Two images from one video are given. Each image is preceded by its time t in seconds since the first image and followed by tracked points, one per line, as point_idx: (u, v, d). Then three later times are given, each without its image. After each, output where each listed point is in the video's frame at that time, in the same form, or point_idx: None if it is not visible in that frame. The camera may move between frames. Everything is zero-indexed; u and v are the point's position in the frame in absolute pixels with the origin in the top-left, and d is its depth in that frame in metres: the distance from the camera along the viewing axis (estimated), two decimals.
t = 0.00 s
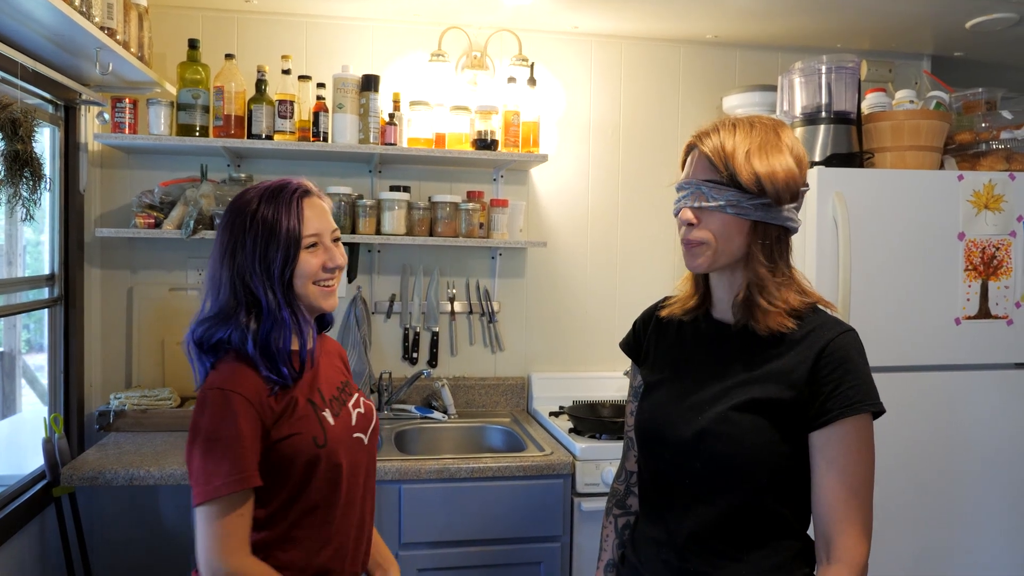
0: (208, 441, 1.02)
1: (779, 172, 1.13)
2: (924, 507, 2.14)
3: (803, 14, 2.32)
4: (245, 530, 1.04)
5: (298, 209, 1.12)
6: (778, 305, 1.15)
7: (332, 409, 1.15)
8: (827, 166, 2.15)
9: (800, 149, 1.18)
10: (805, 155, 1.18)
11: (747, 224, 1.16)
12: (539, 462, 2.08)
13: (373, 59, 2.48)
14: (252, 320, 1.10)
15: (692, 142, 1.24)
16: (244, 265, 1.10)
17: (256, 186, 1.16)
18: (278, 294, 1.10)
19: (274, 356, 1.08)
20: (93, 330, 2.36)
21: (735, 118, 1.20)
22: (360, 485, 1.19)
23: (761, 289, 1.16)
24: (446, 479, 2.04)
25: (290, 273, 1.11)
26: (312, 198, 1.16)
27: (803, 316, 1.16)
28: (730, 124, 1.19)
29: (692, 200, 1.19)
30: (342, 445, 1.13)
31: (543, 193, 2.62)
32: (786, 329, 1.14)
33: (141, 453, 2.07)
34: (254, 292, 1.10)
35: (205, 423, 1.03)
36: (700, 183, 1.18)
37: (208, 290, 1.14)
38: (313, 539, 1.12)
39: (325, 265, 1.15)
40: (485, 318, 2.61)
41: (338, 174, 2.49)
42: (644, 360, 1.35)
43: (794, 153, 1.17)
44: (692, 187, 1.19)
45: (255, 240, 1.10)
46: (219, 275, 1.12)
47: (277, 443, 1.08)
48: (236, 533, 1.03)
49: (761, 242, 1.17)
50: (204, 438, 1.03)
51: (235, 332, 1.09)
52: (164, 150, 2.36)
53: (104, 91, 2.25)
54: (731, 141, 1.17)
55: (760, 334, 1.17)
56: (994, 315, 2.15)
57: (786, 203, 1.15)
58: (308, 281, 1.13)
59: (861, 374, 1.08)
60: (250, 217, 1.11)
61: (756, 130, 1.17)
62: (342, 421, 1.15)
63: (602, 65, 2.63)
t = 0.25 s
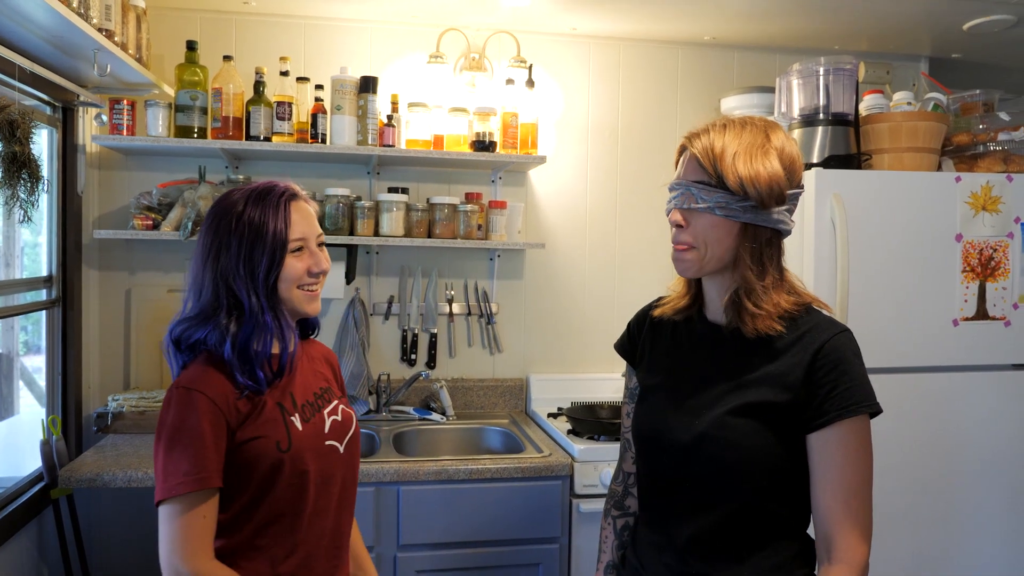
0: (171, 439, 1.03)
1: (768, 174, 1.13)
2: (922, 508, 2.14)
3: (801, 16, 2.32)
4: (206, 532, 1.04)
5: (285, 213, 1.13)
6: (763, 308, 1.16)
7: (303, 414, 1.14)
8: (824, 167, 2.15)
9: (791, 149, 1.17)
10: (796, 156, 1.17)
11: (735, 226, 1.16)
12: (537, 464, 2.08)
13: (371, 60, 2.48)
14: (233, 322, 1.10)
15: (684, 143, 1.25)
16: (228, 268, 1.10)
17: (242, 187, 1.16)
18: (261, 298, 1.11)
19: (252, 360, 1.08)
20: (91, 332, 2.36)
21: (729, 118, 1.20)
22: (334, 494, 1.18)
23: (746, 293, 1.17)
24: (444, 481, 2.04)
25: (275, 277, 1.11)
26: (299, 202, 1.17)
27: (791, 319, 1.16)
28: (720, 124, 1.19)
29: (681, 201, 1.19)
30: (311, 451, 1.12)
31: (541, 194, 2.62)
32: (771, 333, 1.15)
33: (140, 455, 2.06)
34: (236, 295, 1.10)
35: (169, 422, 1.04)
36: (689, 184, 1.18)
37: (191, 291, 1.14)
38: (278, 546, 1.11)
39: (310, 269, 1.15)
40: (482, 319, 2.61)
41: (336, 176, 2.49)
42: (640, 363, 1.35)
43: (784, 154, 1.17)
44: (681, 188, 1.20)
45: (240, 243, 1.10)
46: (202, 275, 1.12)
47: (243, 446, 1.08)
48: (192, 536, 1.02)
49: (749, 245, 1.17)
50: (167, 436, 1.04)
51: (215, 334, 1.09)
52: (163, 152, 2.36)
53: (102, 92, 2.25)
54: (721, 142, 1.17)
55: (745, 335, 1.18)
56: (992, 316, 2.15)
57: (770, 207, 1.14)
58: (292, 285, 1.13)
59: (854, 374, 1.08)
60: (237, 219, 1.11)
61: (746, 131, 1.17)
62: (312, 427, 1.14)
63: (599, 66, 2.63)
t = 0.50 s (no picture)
0: (152, 444, 1.03)
1: (759, 173, 1.13)
2: (921, 508, 2.14)
3: (799, 16, 2.32)
4: (188, 537, 1.03)
5: (273, 215, 1.13)
6: (756, 308, 1.16)
7: (286, 416, 1.14)
8: (823, 167, 2.15)
9: (782, 147, 1.18)
10: (787, 154, 1.18)
11: (727, 224, 1.17)
12: (536, 464, 2.08)
13: (369, 61, 2.48)
14: (218, 324, 1.10)
15: (675, 141, 1.25)
16: (214, 270, 1.10)
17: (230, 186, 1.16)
18: (247, 300, 1.11)
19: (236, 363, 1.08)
20: (90, 333, 2.36)
21: (718, 117, 1.20)
22: (319, 496, 1.18)
23: (739, 293, 1.17)
24: (443, 481, 2.03)
25: (261, 280, 1.11)
26: (287, 204, 1.17)
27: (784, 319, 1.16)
28: (710, 123, 1.19)
29: (672, 200, 1.19)
30: (295, 454, 1.12)
31: (539, 195, 2.62)
32: (764, 332, 1.15)
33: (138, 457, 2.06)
34: (222, 297, 1.10)
35: (150, 426, 1.04)
36: (680, 183, 1.18)
37: (176, 291, 1.13)
38: (260, 551, 1.11)
39: (297, 272, 1.16)
40: (481, 320, 2.61)
41: (335, 177, 2.49)
42: (635, 364, 1.35)
43: (775, 152, 1.17)
44: (672, 187, 1.19)
45: (227, 244, 1.10)
46: (188, 276, 1.11)
47: (225, 449, 1.07)
48: (173, 541, 1.02)
49: (740, 244, 1.17)
50: (148, 441, 1.03)
51: (199, 336, 1.09)
52: (161, 153, 2.36)
53: (100, 93, 2.25)
54: (711, 141, 1.17)
55: (739, 335, 1.18)
56: (990, 315, 2.15)
57: (764, 205, 1.14)
58: (279, 288, 1.14)
59: (848, 373, 1.08)
60: (225, 220, 1.11)
61: (736, 129, 1.17)
62: (296, 430, 1.14)
63: (598, 67, 2.63)
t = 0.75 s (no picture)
0: (144, 445, 1.02)
1: (755, 172, 1.13)
2: (921, 507, 2.14)
3: (797, 16, 2.32)
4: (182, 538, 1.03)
5: (265, 215, 1.12)
6: (753, 307, 1.16)
7: (278, 417, 1.15)
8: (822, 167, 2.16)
9: (776, 146, 1.17)
10: (781, 152, 1.17)
11: (722, 224, 1.17)
12: (536, 465, 2.07)
13: (368, 62, 2.48)
14: (210, 325, 1.10)
15: (670, 143, 1.25)
16: (206, 270, 1.10)
17: (221, 185, 1.15)
18: (239, 301, 1.11)
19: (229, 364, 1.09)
20: (89, 335, 2.36)
21: (712, 117, 1.20)
22: (312, 497, 1.18)
23: (738, 292, 1.17)
24: (443, 482, 2.03)
25: (254, 281, 1.11)
26: (278, 204, 1.17)
27: (780, 318, 1.16)
28: (704, 123, 1.18)
29: (667, 201, 1.20)
30: (288, 455, 1.13)
31: (538, 195, 2.62)
32: (761, 332, 1.15)
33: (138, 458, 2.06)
34: (214, 297, 1.10)
35: (143, 427, 1.03)
36: (674, 185, 1.18)
37: (166, 291, 1.13)
38: (253, 552, 1.11)
39: (289, 272, 1.16)
40: (481, 321, 2.61)
41: (334, 178, 2.49)
42: (634, 364, 1.35)
43: (769, 151, 1.17)
44: (666, 189, 1.20)
45: (218, 245, 1.10)
46: (179, 277, 1.11)
47: (219, 450, 1.07)
48: (164, 543, 1.02)
49: (737, 243, 1.17)
50: (140, 443, 1.03)
51: (192, 337, 1.09)
52: (160, 154, 2.36)
53: (99, 95, 2.25)
54: (704, 141, 1.17)
55: (737, 336, 1.17)
56: (990, 314, 2.15)
57: (759, 203, 1.14)
58: (271, 288, 1.14)
59: (846, 372, 1.08)
60: (216, 220, 1.11)
61: (729, 129, 1.16)
62: (288, 430, 1.15)
63: (596, 67, 2.63)
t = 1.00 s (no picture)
0: (144, 447, 1.03)
1: (753, 173, 1.13)
2: (923, 507, 2.14)
3: (797, 16, 2.32)
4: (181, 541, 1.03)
5: (261, 219, 1.12)
6: (753, 309, 1.16)
7: (278, 419, 1.15)
8: (822, 167, 2.16)
9: (775, 146, 1.17)
10: (780, 152, 1.17)
11: (722, 226, 1.17)
12: (538, 466, 2.07)
13: (368, 64, 2.48)
14: (207, 329, 1.10)
15: (668, 144, 1.25)
16: (203, 274, 1.10)
17: (218, 189, 1.15)
18: (237, 305, 1.11)
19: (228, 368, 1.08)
20: (90, 337, 2.36)
21: (710, 118, 1.20)
22: (313, 499, 1.18)
23: (738, 293, 1.17)
24: (444, 484, 2.04)
25: (251, 284, 1.11)
26: (275, 207, 1.17)
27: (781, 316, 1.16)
28: (702, 124, 1.18)
29: (667, 203, 1.20)
30: (287, 457, 1.13)
31: (538, 197, 2.62)
32: (762, 333, 1.15)
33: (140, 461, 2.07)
34: (211, 302, 1.10)
35: (142, 429, 1.03)
36: (673, 186, 1.18)
37: (164, 296, 1.13)
38: (253, 554, 1.11)
39: (286, 276, 1.16)
40: (481, 322, 2.61)
41: (335, 180, 2.49)
42: (634, 366, 1.35)
43: (768, 151, 1.17)
44: (666, 190, 1.20)
45: (216, 249, 1.10)
46: (176, 281, 1.11)
47: (220, 453, 1.07)
48: (163, 546, 1.02)
49: (737, 244, 1.17)
50: (139, 445, 1.03)
51: (189, 341, 1.09)
52: (160, 157, 2.36)
53: (99, 98, 2.25)
54: (703, 142, 1.17)
55: (738, 337, 1.17)
56: (991, 314, 2.15)
57: (758, 205, 1.14)
58: (269, 292, 1.14)
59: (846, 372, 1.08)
60: (213, 223, 1.11)
61: (728, 130, 1.16)
62: (289, 433, 1.15)
63: (596, 68, 2.63)
